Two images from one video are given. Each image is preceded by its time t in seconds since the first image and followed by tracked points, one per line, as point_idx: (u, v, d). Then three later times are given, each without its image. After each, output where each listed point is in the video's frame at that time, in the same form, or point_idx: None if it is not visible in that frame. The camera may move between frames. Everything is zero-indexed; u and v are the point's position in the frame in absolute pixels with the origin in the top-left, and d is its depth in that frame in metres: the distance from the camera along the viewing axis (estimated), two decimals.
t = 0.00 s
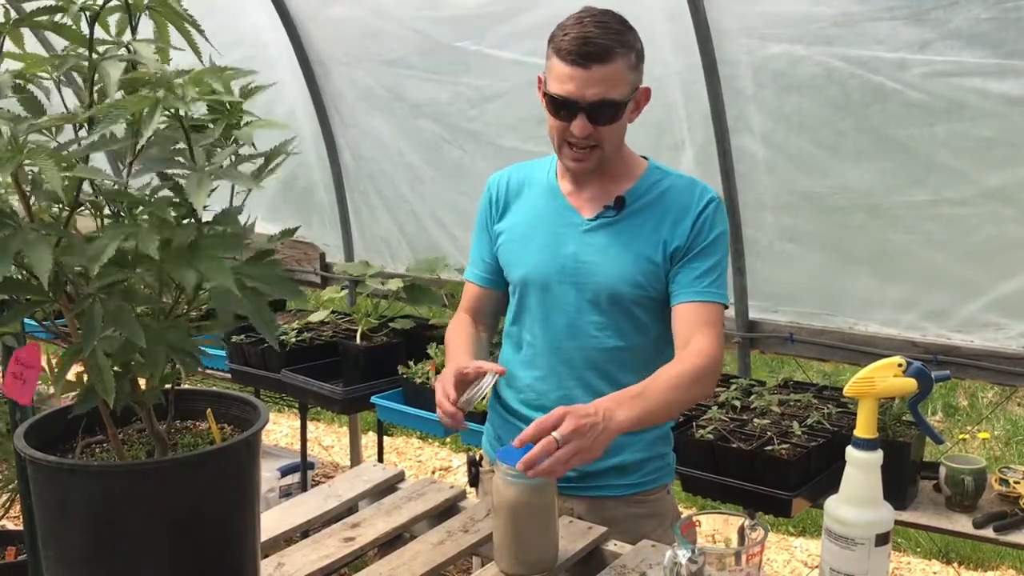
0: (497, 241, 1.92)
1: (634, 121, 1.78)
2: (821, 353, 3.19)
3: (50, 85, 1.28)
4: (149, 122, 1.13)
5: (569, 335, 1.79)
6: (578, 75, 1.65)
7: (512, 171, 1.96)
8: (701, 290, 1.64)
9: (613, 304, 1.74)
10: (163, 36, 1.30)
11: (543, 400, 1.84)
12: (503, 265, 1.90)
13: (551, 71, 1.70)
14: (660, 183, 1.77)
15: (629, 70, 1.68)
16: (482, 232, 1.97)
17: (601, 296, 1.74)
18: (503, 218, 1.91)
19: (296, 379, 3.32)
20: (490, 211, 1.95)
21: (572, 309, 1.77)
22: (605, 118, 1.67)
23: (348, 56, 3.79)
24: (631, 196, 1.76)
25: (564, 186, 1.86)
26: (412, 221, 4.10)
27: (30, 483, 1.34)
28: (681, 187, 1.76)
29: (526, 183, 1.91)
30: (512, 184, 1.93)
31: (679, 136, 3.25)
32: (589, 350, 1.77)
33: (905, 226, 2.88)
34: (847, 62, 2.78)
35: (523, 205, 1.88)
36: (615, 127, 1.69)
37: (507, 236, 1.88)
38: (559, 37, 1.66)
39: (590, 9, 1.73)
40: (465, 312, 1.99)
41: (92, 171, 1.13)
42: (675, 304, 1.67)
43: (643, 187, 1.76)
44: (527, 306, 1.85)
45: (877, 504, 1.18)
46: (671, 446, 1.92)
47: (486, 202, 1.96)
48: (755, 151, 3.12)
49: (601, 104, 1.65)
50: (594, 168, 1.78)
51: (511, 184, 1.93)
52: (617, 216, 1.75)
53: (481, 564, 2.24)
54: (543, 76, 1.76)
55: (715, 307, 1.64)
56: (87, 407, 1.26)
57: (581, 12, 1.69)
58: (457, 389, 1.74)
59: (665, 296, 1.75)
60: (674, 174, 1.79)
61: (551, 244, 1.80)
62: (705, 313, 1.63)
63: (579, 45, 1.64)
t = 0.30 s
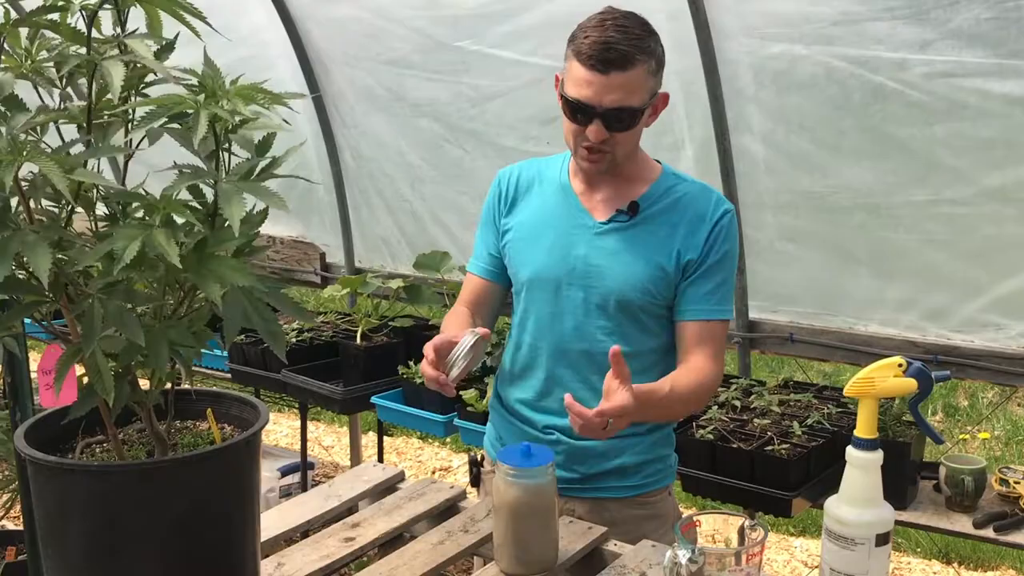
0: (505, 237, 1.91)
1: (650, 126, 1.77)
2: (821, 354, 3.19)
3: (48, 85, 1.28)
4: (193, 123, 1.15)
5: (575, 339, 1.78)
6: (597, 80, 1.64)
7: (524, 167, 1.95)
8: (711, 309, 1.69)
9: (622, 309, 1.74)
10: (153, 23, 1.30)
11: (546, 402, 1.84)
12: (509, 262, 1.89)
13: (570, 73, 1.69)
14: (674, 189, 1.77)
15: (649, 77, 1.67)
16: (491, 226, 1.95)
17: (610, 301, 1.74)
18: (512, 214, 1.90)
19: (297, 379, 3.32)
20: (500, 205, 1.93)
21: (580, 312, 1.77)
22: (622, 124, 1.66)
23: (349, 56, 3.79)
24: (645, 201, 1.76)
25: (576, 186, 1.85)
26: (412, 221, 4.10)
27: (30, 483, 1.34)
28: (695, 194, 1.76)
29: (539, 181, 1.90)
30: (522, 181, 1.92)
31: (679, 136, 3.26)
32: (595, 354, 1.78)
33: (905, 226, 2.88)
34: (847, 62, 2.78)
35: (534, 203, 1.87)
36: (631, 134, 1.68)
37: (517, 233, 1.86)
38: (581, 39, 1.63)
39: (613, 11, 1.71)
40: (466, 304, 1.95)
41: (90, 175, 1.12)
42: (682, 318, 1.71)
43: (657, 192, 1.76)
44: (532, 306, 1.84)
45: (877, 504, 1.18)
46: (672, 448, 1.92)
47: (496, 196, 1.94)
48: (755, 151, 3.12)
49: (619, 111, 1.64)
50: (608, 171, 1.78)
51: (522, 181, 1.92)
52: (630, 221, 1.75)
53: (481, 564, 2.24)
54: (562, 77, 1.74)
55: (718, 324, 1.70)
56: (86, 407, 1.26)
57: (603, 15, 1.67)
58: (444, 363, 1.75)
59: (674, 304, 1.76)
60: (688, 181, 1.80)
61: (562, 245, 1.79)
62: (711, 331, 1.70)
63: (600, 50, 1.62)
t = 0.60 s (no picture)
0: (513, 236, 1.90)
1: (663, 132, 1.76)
2: (820, 354, 3.19)
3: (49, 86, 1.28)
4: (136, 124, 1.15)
5: (581, 341, 1.79)
6: (609, 85, 1.62)
7: (534, 166, 1.94)
8: (720, 315, 1.68)
9: (629, 313, 1.74)
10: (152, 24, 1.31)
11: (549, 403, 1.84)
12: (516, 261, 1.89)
13: (583, 76, 1.67)
14: (686, 194, 1.77)
15: (663, 83, 1.65)
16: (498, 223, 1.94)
17: (617, 305, 1.74)
18: (521, 213, 1.90)
19: (297, 379, 3.32)
20: (508, 203, 1.93)
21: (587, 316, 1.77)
22: (634, 130, 1.65)
23: (349, 56, 3.79)
24: (656, 205, 1.75)
25: (587, 188, 1.84)
26: (412, 221, 4.10)
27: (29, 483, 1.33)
28: (706, 200, 1.76)
29: (550, 181, 1.89)
30: (532, 180, 1.92)
31: (679, 135, 3.26)
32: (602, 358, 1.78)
33: (905, 226, 2.88)
34: (847, 62, 2.78)
35: (543, 203, 1.86)
36: (642, 139, 1.67)
37: (525, 233, 1.86)
38: (595, 43, 1.62)
39: (629, 14, 1.69)
40: (469, 299, 1.93)
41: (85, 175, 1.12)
42: (692, 324, 1.70)
43: (668, 197, 1.76)
44: (538, 307, 1.84)
45: (877, 504, 1.18)
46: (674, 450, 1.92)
47: (504, 194, 1.94)
48: (755, 151, 3.12)
49: (631, 116, 1.63)
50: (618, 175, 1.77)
51: (532, 180, 1.91)
52: (640, 225, 1.75)
53: (481, 565, 2.24)
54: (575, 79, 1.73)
55: (727, 329, 1.69)
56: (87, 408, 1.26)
57: (620, 19, 1.65)
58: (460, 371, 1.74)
59: (681, 310, 1.76)
60: (700, 186, 1.80)
61: (571, 247, 1.79)
62: (722, 336, 1.69)
63: (614, 55, 1.61)
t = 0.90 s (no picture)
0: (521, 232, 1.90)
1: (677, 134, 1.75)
2: (820, 354, 3.18)
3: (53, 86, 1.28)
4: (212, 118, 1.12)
5: (585, 342, 1.79)
6: (624, 87, 1.61)
7: (546, 163, 1.94)
8: (722, 318, 1.66)
9: (634, 316, 1.75)
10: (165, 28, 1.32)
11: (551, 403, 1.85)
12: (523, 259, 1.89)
13: (598, 75, 1.66)
14: (695, 198, 1.77)
15: (678, 86, 1.63)
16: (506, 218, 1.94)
17: (623, 307, 1.75)
18: (529, 209, 1.89)
19: (297, 379, 3.32)
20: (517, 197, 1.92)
21: (591, 317, 1.78)
22: (648, 132, 1.64)
23: (348, 56, 3.79)
24: (665, 208, 1.75)
25: (598, 189, 1.84)
26: (412, 221, 4.10)
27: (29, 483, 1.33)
28: (714, 205, 1.75)
29: (561, 180, 1.89)
30: (543, 177, 1.91)
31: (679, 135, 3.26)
32: (606, 359, 1.79)
33: (905, 226, 2.88)
34: (847, 62, 2.78)
35: (553, 202, 1.86)
36: (656, 142, 1.66)
37: (533, 231, 1.86)
38: (611, 44, 1.60)
39: (647, 15, 1.67)
40: (471, 290, 1.87)
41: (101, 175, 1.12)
42: (694, 325, 1.68)
43: (677, 201, 1.76)
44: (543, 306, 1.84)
45: (877, 504, 1.18)
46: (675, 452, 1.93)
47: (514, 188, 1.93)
48: (755, 151, 3.12)
49: (645, 119, 1.62)
50: (629, 175, 1.77)
51: (543, 177, 1.91)
52: (649, 227, 1.74)
53: (480, 564, 2.24)
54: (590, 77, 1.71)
55: (729, 333, 1.66)
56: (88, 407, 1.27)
57: (637, 21, 1.63)
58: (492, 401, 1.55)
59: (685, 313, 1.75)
60: (709, 191, 1.79)
61: (578, 248, 1.79)
62: (721, 340, 1.65)
63: (630, 57, 1.59)
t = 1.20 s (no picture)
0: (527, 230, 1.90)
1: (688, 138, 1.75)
2: (820, 354, 3.18)
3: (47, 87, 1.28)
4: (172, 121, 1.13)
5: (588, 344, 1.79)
6: (640, 89, 1.60)
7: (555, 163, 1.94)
8: (726, 323, 1.65)
9: (639, 318, 1.75)
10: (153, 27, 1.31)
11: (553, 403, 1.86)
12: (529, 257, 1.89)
13: (613, 76, 1.65)
14: (702, 202, 1.76)
15: (693, 91, 1.63)
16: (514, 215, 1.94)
17: (627, 309, 1.75)
18: (537, 207, 1.89)
19: (297, 379, 3.32)
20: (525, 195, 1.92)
21: (595, 319, 1.78)
22: (660, 136, 1.64)
23: (348, 56, 3.79)
24: (672, 212, 1.75)
25: (606, 190, 1.84)
26: (412, 221, 4.10)
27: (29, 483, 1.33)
28: (721, 210, 1.75)
29: (569, 180, 1.89)
30: (551, 176, 1.91)
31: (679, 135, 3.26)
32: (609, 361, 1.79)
33: (905, 226, 2.88)
34: (847, 62, 2.78)
35: (561, 201, 1.86)
36: (668, 146, 1.66)
37: (541, 230, 1.86)
38: (629, 45, 1.60)
39: (663, 18, 1.67)
40: (477, 288, 1.84)
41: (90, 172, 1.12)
42: (696, 328, 1.68)
43: (684, 205, 1.75)
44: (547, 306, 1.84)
45: (877, 504, 1.18)
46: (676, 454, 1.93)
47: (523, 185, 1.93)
48: (755, 151, 3.12)
49: (659, 123, 1.62)
50: (638, 177, 1.77)
51: (551, 176, 1.91)
52: (655, 231, 1.74)
53: (481, 564, 2.24)
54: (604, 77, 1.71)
55: (733, 340, 1.66)
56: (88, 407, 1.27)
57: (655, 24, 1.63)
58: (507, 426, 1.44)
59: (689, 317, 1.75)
60: (717, 195, 1.79)
61: (585, 250, 1.79)
62: (724, 346, 1.65)
63: (646, 60, 1.59)
